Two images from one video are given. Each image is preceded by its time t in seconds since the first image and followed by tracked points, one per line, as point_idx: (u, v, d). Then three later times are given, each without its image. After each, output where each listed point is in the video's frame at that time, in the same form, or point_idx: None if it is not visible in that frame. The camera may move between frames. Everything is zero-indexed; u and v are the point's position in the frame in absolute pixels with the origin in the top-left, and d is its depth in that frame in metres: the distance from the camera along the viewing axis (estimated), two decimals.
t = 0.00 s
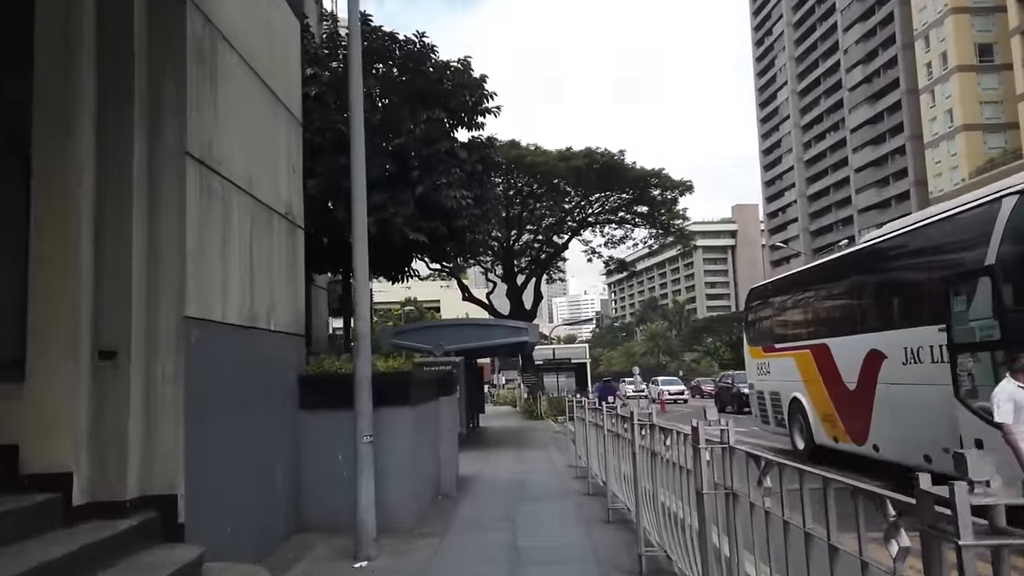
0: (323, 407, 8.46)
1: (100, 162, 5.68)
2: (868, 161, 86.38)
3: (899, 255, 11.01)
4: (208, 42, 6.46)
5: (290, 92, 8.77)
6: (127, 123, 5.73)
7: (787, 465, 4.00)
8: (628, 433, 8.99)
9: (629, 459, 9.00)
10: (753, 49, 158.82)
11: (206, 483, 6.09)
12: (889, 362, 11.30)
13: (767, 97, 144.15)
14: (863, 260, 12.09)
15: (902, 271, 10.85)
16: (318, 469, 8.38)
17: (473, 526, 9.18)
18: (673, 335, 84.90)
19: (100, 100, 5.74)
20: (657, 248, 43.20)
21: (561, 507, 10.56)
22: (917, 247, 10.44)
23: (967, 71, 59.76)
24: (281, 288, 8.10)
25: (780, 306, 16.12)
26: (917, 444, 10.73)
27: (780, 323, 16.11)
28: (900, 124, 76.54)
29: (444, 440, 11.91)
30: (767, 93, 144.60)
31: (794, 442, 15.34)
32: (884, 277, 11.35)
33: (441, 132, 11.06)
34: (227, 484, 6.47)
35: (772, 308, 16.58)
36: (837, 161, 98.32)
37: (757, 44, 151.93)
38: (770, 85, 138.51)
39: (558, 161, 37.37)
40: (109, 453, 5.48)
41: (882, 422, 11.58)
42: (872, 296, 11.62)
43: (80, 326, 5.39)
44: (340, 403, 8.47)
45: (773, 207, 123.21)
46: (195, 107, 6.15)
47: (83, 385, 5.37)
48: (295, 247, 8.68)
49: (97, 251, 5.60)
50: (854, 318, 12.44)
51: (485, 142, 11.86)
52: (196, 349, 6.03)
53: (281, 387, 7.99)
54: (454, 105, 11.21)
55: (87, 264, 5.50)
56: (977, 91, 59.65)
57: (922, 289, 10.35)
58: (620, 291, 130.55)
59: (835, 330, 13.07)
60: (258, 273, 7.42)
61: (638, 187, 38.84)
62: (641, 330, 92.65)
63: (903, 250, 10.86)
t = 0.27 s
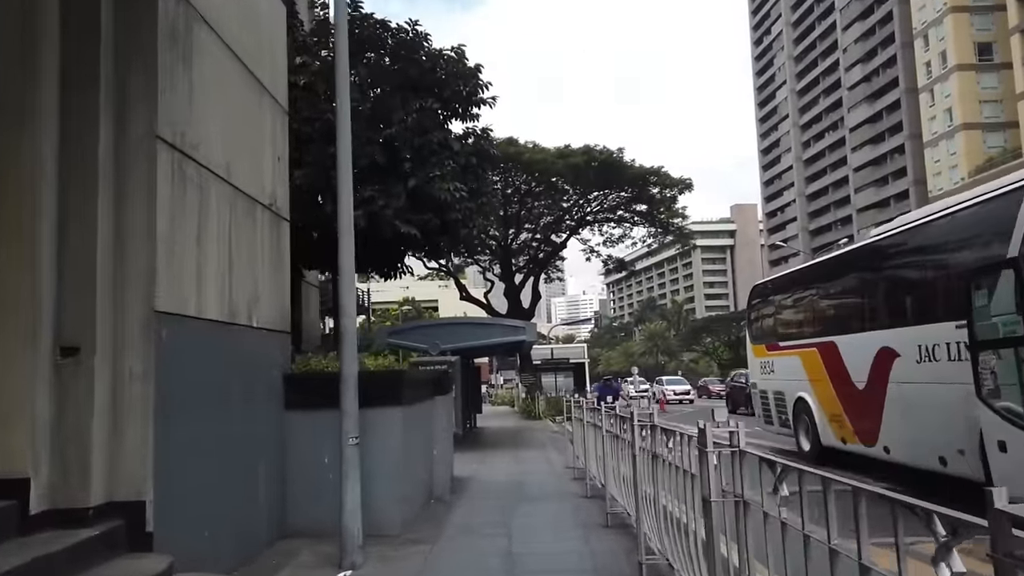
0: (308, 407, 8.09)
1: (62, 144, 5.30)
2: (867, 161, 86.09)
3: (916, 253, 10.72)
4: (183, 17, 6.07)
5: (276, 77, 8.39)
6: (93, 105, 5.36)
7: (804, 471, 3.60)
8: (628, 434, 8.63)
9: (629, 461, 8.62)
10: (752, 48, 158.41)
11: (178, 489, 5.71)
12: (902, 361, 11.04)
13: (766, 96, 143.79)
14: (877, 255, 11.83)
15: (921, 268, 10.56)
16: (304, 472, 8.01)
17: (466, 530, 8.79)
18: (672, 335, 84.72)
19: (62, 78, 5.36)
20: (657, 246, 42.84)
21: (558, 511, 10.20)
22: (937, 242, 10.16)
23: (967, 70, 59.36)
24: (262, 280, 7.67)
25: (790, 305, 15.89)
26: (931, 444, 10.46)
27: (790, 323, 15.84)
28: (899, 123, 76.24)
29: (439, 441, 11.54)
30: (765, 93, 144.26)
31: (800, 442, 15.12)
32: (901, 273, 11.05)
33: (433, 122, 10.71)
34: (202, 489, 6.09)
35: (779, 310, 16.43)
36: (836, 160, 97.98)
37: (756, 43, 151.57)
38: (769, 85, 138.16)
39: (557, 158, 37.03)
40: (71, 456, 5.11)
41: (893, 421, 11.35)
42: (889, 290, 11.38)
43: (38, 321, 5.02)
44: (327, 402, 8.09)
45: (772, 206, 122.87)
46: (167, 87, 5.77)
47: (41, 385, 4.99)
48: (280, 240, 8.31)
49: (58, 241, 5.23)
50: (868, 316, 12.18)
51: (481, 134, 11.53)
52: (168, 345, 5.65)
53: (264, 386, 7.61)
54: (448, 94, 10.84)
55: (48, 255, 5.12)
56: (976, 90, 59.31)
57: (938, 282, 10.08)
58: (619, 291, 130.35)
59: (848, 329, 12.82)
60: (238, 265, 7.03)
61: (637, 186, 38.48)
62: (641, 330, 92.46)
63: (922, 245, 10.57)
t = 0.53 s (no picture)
0: (293, 412, 7.74)
1: (20, 135, 4.94)
2: (864, 161, 85.87)
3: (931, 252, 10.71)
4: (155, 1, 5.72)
5: (259, 67, 8.07)
6: (53, 93, 5.01)
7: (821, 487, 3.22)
8: (627, 441, 8.27)
9: (627, 470, 8.26)
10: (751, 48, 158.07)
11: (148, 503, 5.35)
12: (913, 362, 11.01)
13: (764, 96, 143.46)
14: (887, 252, 11.77)
15: (937, 268, 10.43)
16: (288, 481, 7.66)
17: (459, 540, 8.48)
18: (670, 336, 84.44)
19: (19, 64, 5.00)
20: (655, 246, 42.48)
21: (554, 518, 9.89)
22: (953, 239, 10.05)
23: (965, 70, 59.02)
24: (243, 280, 7.31)
25: (796, 305, 15.66)
26: (943, 448, 10.36)
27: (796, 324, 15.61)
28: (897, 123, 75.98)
29: (432, 446, 11.21)
30: (763, 93, 143.89)
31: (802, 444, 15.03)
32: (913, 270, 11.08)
33: (425, 117, 10.47)
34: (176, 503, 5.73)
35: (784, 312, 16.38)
36: (834, 160, 97.66)
37: (754, 43, 151.20)
38: (766, 85, 137.81)
39: (554, 158, 36.67)
40: (30, 469, 4.75)
41: (903, 424, 11.29)
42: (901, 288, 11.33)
43: None
44: (312, 408, 7.75)
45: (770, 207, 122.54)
46: (137, 75, 5.41)
47: None
48: (264, 238, 7.96)
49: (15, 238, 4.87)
50: (878, 316, 12.01)
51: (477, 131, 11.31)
52: (137, 349, 5.30)
53: (245, 392, 7.25)
54: (440, 87, 10.55)
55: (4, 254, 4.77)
56: (974, 90, 58.98)
57: (955, 279, 10.04)
58: (617, 291, 130.09)
59: (857, 329, 12.67)
60: (217, 263, 6.68)
61: (635, 185, 38.11)
62: (639, 330, 92.22)
63: (937, 243, 10.45)
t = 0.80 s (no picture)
0: (286, 410, 7.40)
1: None
2: (867, 160, 85.52)
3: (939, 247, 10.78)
4: None
5: (252, 52, 7.81)
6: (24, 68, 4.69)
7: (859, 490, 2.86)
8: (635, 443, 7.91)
9: (636, 472, 7.90)
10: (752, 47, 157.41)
11: (130, 506, 5.02)
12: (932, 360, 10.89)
13: (765, 96, 142.92)
14: (903, 249, 11.63)
15: (959, 261, 10.23)
16: (282, 482, 7.31)
17: (460, 545, 8.12)
18: (672, 336, 84.09)
19: None
20: (657, 245, 42.11)
21: (558, 521, 9.53)
22: (969, 236, 10.00)
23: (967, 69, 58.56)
24: (234, 271, 6.98)
25: (805, 303, 15.41)
26: (966, 449, 10.18)
27: (806, 320, 15.34)
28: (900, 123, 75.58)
29: (432, 446, 10.85)
30: (764, 93, 143.40)
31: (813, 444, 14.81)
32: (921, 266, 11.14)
33: (424, 106, 10.19)
34: (161, 506, 5.40)
35: (793, 309, 16.15)
36: (835, 160, 97.17)
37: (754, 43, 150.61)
38: (768, 84, 137.36)
39: (556, 155, 36.29)
40: None
41: (921, 424, 11.14)
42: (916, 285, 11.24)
43: None
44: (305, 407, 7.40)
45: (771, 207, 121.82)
46: (118, 51, 5.09)
47: None
48: (256, 229, 7.61)
49: None
50: (892, 314, 11.86)
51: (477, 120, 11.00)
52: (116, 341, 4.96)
53: (235, 389, 6.92)
54: (440, 76, 10.29)
55: None
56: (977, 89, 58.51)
57: (976, 273, 9.89)
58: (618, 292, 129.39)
59: (873, 326, 12.49)
60: (205, 253, 6.35)
61: (638, 184, 37.68)
62: (640, 331, 91.77)
63: (954, 235, 10.32)
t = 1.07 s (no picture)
0: (280, 415, 7.02)
1: None
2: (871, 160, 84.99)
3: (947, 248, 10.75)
4: None
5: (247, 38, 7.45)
6: None
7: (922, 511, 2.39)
8: (649, 450, 7.52)
9: (649, 480, 7.52)
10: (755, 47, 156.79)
11: (105, 519, 4.64)
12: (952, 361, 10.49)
13: (768, 96, 142.30)
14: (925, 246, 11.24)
15: (983, 257, 9.90)
16: (275, 491, 6.93)
17: (463, 558, 7.71)
18: (674, 337, 83.68)
19: None
20: (661, 244, 41.66)
21: (565, 531, 9.11)
22: (997, 232, 9.60)
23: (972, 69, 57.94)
24: (223, 267, 6.59)
25: (817, 302, 15.04)
26: (987, 453, 9.78)
27: (817, 321, 14.98)
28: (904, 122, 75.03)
29: (432, 451, 10.45)
30: (767, 93, 142.79)
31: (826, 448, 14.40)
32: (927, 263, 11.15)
33: (425, 97, 9.88)
34: (141, 519, 5.01)
35: (804, 310, 15.78)
36: (839, 160, 96.60)
37: (757, 43, 150.05)
38: (771, 84, 136.74)
39: (559, 154, 35.87)
40: None
41: (940, 427, 10.71)
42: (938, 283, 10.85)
43: None
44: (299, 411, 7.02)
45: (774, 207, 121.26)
46: (94, 27, 4.69)
47: None
48: (247, 223, 7.22)
49: None
50: (910, 314, 11.48)
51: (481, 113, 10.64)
52: (92, 342, 4.57)
53: (225, 393, 6.53)
54: (442, 66, 9.99)
55: None
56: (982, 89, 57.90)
57: (1000, 270, 9.55)
58: (620, 293, 129.02)
59: (890, 325, 12.08)
60: (192, 248, 5.96)
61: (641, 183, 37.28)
62: (643, 332, 91.34)
63: (978, 231, 9.98)
